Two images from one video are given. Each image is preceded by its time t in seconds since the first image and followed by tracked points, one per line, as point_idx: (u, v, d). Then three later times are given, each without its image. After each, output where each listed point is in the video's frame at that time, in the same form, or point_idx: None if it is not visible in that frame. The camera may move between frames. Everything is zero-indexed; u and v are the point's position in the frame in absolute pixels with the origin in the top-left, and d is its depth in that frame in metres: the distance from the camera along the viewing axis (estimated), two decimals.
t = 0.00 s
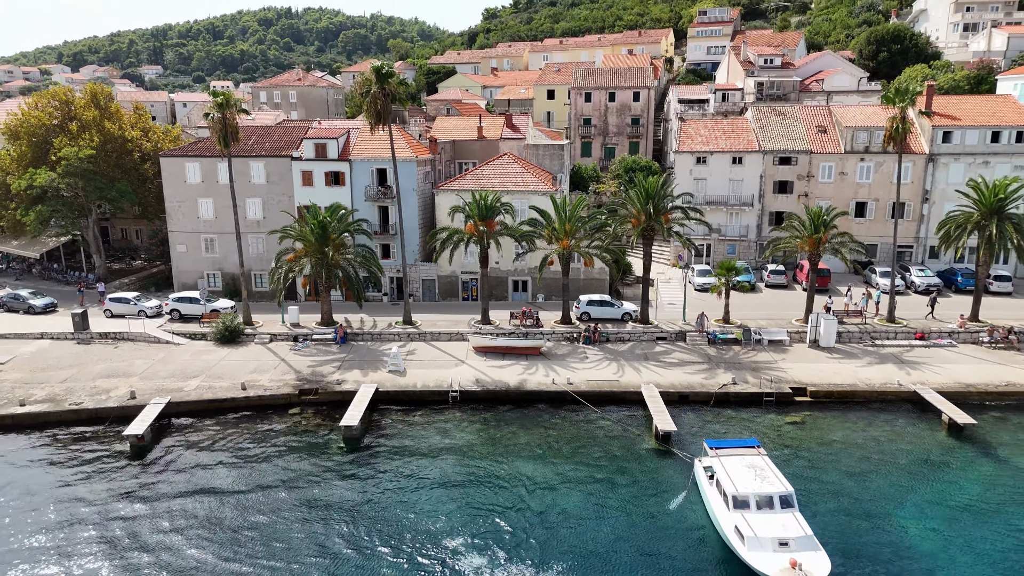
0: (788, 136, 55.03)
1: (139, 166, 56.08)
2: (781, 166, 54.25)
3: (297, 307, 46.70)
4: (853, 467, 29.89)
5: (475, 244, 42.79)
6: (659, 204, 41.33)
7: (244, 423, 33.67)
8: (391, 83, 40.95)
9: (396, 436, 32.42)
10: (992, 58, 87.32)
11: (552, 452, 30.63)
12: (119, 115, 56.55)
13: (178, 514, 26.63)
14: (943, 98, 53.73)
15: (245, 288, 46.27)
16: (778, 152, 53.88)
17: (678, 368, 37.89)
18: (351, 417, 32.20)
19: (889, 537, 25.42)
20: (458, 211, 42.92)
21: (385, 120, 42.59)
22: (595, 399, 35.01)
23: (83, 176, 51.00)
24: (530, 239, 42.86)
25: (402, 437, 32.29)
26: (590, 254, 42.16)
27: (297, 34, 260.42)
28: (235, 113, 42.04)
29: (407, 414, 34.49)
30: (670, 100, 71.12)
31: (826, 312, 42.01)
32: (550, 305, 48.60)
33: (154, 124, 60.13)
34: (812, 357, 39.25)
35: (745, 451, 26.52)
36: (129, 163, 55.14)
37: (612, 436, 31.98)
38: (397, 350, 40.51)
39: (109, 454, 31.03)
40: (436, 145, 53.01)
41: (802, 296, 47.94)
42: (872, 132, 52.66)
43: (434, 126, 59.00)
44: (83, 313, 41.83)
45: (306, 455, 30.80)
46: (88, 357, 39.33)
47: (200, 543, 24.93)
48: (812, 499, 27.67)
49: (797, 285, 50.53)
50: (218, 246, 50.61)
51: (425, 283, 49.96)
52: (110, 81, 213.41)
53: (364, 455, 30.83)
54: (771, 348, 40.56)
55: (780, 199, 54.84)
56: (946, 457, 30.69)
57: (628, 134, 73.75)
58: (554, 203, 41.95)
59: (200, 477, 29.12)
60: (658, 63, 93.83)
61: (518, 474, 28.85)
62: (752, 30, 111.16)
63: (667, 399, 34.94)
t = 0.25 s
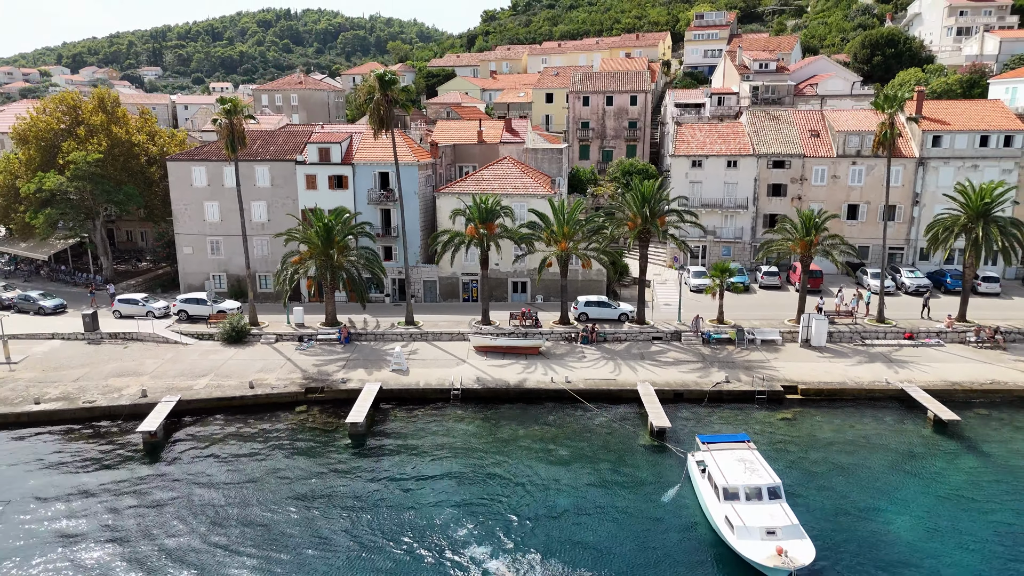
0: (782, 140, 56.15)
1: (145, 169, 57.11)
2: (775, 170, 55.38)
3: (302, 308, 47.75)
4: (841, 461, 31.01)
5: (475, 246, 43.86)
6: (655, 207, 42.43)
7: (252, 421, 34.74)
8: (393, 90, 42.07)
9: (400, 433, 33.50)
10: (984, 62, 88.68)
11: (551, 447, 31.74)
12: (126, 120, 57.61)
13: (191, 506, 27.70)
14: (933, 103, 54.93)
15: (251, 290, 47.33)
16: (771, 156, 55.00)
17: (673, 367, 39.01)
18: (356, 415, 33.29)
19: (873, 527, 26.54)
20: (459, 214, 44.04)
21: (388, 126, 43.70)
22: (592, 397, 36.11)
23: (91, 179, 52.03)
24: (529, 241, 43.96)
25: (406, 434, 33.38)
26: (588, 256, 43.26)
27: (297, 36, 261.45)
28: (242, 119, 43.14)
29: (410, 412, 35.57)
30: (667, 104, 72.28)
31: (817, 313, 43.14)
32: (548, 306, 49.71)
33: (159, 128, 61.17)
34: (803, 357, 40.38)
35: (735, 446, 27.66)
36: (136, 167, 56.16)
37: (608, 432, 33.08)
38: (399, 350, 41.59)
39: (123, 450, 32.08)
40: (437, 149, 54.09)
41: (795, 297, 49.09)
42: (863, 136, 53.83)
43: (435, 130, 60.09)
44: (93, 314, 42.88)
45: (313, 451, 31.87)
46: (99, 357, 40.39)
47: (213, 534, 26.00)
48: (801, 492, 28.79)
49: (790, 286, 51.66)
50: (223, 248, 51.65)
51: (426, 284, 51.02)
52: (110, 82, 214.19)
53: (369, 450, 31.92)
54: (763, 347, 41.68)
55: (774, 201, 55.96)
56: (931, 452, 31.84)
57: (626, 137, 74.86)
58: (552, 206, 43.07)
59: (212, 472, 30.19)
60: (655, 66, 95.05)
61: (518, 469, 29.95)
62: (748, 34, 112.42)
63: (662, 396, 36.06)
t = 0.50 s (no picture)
0: (775, 144, 57.35)
1: (151, 174, 58.22)
2: (768, 174, 56.56)
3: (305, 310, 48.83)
4: (829, 457, 32.15)
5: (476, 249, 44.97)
6: (650, 211, 43.57)
7: (260, 419, 35.82)
8: (396, 97, 43.19)
9: (403, 430, 34.59)
10: (976, 67, 90.01)
11: (549, 444, 32.85)
12: (132, 125, 58.73)
13: (203, 501, 28.75)
14: (923, 109, 56.19)
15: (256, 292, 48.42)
16: (765, 160, 56.17)
17: (668, 367, 40.14)
18: (361, 413, 34.37)
19: (858, 519, 27.67)
20: (460, 218, 45.14)
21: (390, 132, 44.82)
22: (590, 396, 37.23)
23: (98, 183, 53.08)
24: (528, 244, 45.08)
25: (409, 432, 34.47)
26: (586, 259, 44.38)
27: (296, 38, 262.64)
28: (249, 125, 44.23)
29: (412, 411, 36.65)
30: (663, 108, 73.49)
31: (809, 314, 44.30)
32: (547, 307, 50.84)
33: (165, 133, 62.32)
34: (794, 356, 41.54)
35: (727, 442, 28.79)
36: (142, 171, 57.25)
37: (605, 429, 34.20)
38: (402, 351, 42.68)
39: (135, 448, 33.14)
40: (437, 154, 55.21)
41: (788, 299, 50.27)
42: (855, 141, 55.04)
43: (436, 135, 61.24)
44: (102, 316, 43.93)
45: (320, 448, 32.96)
46: (109, 357, 41.45)
47: (225, 526, 27.08)
48: (790, 486, 29.91)
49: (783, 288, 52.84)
50: (228, 251, 52.74)
51: (427, 286, 52.09)
52: (111, 85, 215.16)
53: (373, 447, 33.01)
54: (756, 347, 42.83)
55: (767, 205, 57.14)
56: (916, 448, 32.99)
57: (623, 141, 76.04)
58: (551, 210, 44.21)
59: (222, 468, 31.25)
60: (652, 70, 96.26)
61: (517, 464, 31.05)
62: (744, 38, 113.76)
63: (657, 395, 37.18)
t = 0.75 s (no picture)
0: (769, 150, 58.51)
1: (157, 178, 59.34)
2: (762, 179, 57.73)
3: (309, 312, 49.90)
4: (818, 454, 33.29)
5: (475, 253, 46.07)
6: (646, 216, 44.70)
7: (266, 417, 36.92)
8: (398, 105, 44.29)
9: (406, 429, 35.69)
10: (968, 73, 91.29)
11: (547, 442, 33.95)
12: (138, 131, 59.90)
13: (213, 495, 29.84)
14: (914, 115, 57.39)
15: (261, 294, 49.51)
16: (759, 165, 57.33)
17: (663, 367, 41.27)
18: (365, 412, 35.47)
19: (844, 512, 28.78)
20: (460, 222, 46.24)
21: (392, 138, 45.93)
22: (587, 395, 38.34)
23: (106, 188, 54.18)
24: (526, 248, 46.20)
25: (412, 430, 35.56)
26: (583, 262, 45.50)
27: (296, 42, 263.87)
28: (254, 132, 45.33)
29: (414, 410, 37.74)
30: (659, 113, 74.69)
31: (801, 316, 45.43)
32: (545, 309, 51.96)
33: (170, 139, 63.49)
34: (786, 357, 42.70)
35: (718, 438, 29.95)
36: (148, 176, 58.38)
37: (601, 427, 35.33)
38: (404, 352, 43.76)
39: (146, 445, 34.22)
40: (438, 159, 56.32)
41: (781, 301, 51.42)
42: (846, 147, 56.23)
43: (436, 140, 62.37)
44: (111, 318, 45.02)
45: (325, 446, 34.06)
46: (118, 358, 42.53)
47: (235, 519, 28.14)
48: (779, 481, 31.04)
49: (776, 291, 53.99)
50: (233, 254, 53.84)
51: (428, 289, 53.19)
52: (111, 88, 216.34)
53: (377, 444, 34.12)
54: (749, 348, 43.97)
55: (761, 209, 58.31)
56: (902, 445, 34.13)
57: (620, 146, 77.21)
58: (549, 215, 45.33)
59: (231, 465, 32.34)
60: (649, 75, 97.47)
61: (517, 461, 32.16)
62: (741, 43, 114.97)
63: (652, 395, 38.32)
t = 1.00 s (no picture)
0: (764, 155, 59.72)
1: (164, 183, 60.53)
2: (757, 183, 58.92)
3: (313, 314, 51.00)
4: (808, 451, 34.41)
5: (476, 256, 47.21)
6: (643, 220, 45.87)
7: (274, 416, 38.06)
8: (400, 112, 45.52)
9: (409, 427, 36.82)
10: (962, 78, 92.43)
11: (546, 439, 35.09)
12: (146, 136, 61.11)
13: (224, 490, 30.96)
14: (905, 121, 58.61)
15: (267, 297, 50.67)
16: (754, 170, 58.52)
17: (659, 368, 42.41)
18: (370, 410, 36.60)
19: (832, 506, 29.91)
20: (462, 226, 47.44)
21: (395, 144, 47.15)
22: (585, 395, 39.48)
23: (114, 193, 55.37)
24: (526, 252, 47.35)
25: (415, 428, 36.68)
26: (581, 266, 46.65)
27: (297, 45, 265.38)
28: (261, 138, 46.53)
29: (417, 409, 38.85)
30: (657, 119, 75.91)
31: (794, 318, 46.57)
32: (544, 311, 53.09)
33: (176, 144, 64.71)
34: (779, 358, 43.85)
35: (710, 435, 31.07)
36: (155, 181, 59.56)
37: (599, 426, 36.45)
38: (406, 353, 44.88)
39: (158, 442, 35.35)
40: (440, 164, 57.50)
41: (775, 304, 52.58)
42: (840, 152, 57.43)
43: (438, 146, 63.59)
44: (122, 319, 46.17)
45: (331, 443, 35.17)
46: (129, 359, 43.66)
47: (247, 512, 29.26)
48: (770, 477, 32.16)
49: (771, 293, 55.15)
50: (239, 258, 55.01)
51: (430, 291, 54.31)
52: (114, 91, 217.80)
53: (382, 442, 35.24)
54: (743, 349, 45.12)
55: (756, 213, 59.48)
56: (889, 442, 35.26)
57: (618, 150, 78.39)
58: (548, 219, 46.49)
59: (240, 461, 33.49)
60: (647, 80, 98.67)
61: (517, 458, 33.27)
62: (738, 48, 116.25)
63: (648, 394, 39.45)
